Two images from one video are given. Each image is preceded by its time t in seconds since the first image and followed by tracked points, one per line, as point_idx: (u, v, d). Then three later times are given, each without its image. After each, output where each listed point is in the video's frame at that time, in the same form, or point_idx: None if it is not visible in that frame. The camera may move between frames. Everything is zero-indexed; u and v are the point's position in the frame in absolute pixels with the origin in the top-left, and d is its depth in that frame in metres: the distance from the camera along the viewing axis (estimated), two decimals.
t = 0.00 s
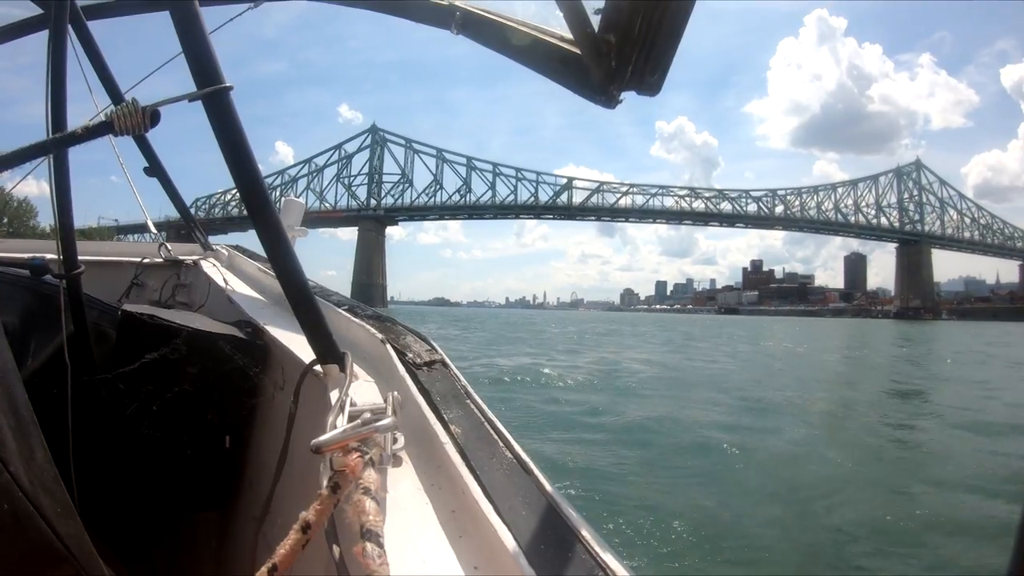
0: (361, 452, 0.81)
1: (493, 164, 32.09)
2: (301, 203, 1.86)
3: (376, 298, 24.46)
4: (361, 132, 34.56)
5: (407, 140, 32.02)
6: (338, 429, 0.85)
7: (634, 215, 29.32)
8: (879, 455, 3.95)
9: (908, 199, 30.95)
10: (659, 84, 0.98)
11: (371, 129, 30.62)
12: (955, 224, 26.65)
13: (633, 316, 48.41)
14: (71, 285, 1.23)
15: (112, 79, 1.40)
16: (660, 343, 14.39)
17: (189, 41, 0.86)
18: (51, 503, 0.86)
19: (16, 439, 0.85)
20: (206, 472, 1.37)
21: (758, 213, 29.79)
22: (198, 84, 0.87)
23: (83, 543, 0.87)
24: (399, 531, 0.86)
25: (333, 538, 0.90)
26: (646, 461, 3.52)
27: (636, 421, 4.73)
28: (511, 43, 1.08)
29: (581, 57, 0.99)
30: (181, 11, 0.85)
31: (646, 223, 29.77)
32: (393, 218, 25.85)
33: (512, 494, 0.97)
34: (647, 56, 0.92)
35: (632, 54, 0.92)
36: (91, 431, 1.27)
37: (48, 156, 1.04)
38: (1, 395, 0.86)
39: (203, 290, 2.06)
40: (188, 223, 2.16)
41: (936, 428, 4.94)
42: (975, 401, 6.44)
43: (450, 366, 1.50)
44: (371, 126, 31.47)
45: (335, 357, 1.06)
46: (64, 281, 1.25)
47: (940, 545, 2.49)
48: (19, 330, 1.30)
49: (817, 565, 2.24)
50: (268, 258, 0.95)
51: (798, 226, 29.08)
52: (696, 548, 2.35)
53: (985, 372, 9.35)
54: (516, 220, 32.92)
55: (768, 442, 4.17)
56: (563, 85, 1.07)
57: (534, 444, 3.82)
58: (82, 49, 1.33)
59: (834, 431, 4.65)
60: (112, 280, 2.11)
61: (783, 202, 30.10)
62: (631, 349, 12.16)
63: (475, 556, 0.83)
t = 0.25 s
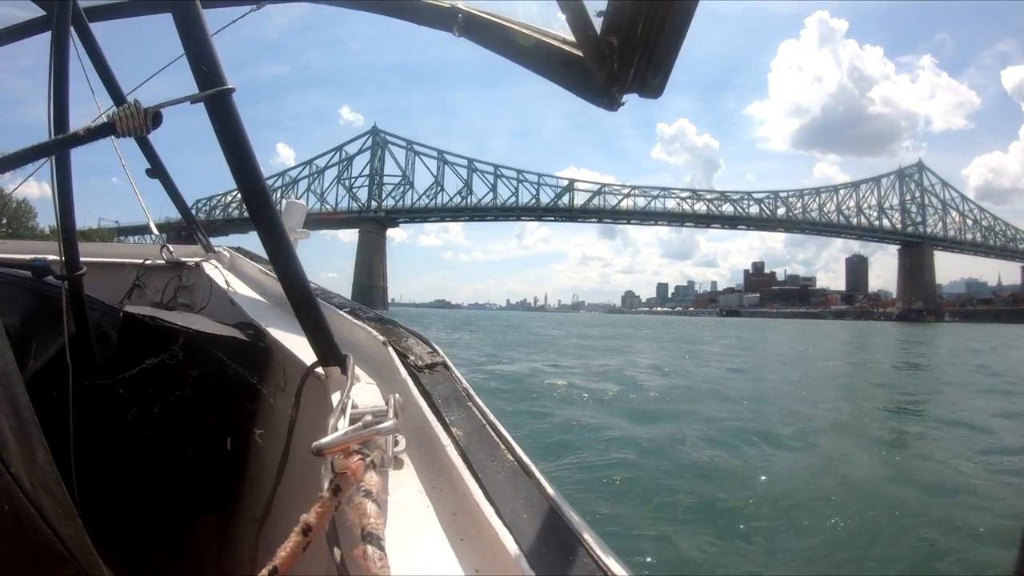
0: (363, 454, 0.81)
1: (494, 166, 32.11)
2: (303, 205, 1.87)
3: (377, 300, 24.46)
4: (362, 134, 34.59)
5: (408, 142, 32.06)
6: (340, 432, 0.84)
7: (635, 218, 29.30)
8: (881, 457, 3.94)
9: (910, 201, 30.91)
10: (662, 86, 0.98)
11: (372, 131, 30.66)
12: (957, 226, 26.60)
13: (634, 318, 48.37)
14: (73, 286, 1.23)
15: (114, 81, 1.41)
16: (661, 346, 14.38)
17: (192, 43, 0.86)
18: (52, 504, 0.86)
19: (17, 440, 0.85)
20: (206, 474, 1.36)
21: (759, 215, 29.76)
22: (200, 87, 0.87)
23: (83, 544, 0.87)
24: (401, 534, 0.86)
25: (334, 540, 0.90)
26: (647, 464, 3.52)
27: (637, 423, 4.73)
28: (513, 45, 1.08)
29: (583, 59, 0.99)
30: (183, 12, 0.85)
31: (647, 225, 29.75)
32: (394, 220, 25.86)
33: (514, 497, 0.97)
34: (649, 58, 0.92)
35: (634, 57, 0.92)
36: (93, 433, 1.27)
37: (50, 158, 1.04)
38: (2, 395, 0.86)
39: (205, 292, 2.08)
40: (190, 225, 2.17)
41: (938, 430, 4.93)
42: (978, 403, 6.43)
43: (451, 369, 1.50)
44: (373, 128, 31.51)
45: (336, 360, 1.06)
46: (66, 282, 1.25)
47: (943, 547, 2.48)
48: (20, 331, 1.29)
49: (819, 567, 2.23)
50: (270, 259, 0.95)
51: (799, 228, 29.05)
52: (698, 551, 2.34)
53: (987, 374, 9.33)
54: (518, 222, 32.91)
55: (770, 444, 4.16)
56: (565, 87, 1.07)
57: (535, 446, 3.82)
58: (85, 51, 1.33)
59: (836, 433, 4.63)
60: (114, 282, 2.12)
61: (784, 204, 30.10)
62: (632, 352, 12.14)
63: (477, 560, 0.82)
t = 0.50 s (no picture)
0: (364, 457, 0.81)
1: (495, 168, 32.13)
2: (305, 207, 1.87)
3: (377, 302, 24.45)
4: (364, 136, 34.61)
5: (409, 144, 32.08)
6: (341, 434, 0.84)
7: (637, 220, 29.29)
8: (881, 461, 3.93)
9: (912, 204, 30.89)
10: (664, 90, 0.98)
11: (373, 133, 30.68)
12: (959, 230, 26.57)
13: (635, 321, 48.32)
14: (74, 287, 1.23)
15: (117, 82, 1.41)
16: (662, 349, 14.36)
17: (194, 44, 0.86)
18: (53, 504, 0.86)
19: (18, 441, 0.85)
20: (206, 475, 1.37)
21: (761, 218, 29.74)
22: (203, 88, 0.87)
23: (83, 545, 0.87)
24: (401, 536, 0.86)
25: (335, 543, 0.90)
26: (647, 467, 3.51)
27: (638, 426, 4.72)
28: (515, 48, 1.08)
29: (585, 63, 0.99)
30: (186, 12, 0.85)
31: (648, 228, 29.73)
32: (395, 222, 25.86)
33: (515, 500, 0.96)
34: (651, 62, 0.91)
35: (636, 60, 0.92)
36: (94, 434, 1.27)
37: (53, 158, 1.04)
38: (3, 396, 0.86)
39: (206, 293, 2.07)
40: (192, 226, 2.17)
41: (940, 434, 4.92)
42: (980, 407, 6.41)
43: (453, 371, 1.50)
44: (374, 130, 31.55)
45: (337, 362, 1.06)
46: (67, 282, 1.25)
47: (945, 552, 2.47)
48: (21, 331, 1.29)
49: (818, 571, 2.23)
50: (272, 261, 0.95)
51: (801, 231, 29.04)
52: (699, 554, 2.34)
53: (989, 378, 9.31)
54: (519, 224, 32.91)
55: (771, 447, 4.16)
56: (567, 91, 1.07)
57: (535, 449, 3.81)
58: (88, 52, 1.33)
59: (837, 437, 4.63)
60: (115, 282, 2.11)
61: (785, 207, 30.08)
62: (633, 355, 12.13)
63: (477, 563, 0.82)
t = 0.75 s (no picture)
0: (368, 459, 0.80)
1: (498, 170, 32.15)
2: (308, 209, 1.87)
3: (380, 304, 24.44)
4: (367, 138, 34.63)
5: (412, 145, 32.10)
6: (345, 436, 0.84)
7: (639, 223, 29.26)
8: (884, 465, 3.92)
9: (915, 208, 30.82)
10: (668, 93, 0.98)
11: (376, 134, 30.72)
12: (962, 233, 26.49)
13: (638, 324, 48.26)
14: (78, 287, 1.23)
15: (121, 83, 1.41)
16: (664, 352, 14.33)
17: (199, 46, 0.87)
18: (56, 505, 0.86)
19: (21, 441, 0.85)
20: (209, 476, 1.37)
21: (763, 221, 29.70)
22: (208, 90, 0.88)
23: (87, 546, 0.87)
24: (404, 538, 0.86)
25: (338, 545, 0.89)
26: (650, 470, 3.50)
27: (641, 429, 4.71)
28: (518, 51, 1.08)
29: (588, 66, 0.99)
30: (190, 14, 0.85)
31: (651, 230, 29.70)
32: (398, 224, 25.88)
33: (518, 503, 0.96)
34: (655, 64, 0.91)
35: (640, 63, 0.92)
36: (98, 436, 1.27)
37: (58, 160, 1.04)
38: (7, 395, 0.86)
39: (209, 294, 2.07)
40: (196, 227, 2.17)
41: (943, 438, 4.90)
42: (984, 411, 6.38)
43: (456, 373, 1.50)
44: (377, 131, 31.54)
45: (340, 364, 1.06)
46: (71, 283, 1.25)
47: (949, 556, 2.46)
48: (25, 331, 1.29)
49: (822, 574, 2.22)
50: (276, 262, 0.95)
51: (804, 235, 28.99)
52: (702, 558, 2.33)
53: (994, 383, 9.26)
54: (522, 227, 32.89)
55: (773, 451, 4.14)
56: (571, 94, 1.07)
57: (537, 451, 3.80)
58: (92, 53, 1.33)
59: (840, 440, 4.62)
60: (118, 284, 2.11)
61: (788, 210, 30.04)
62: (635, 358, 12.10)
63: (480, 566, 0.82)
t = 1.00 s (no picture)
0: (369, 459, 0.80)
1: (500, 171, 32.17)
2: (311, 210, 1.87)
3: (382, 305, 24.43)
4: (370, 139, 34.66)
5: (414, 146, 32.11)
6: (346, 436, 0.84)
7: (642, 225, 29.23)
8: (887, 467, 3.91)
9: (918, 210, 30.74)
10: (669, 94, 0.98)
11: (379, 135, 30.76)
12: (966, 236, 26.41)
13: (640, 326, 48.23)
14: (80, 287, 1.23)
15: (124, 82, 1.41)
16: (666, 354, 14.31)
17: (201, 47, 0.87)
18: (57, 504, 0.86)
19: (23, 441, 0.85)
20: (210, 476, 1.36)
21: (766, 223, 29.64)
22: (210, 91, 0.88)
23: (88, 545, 0.87)
24: (404, 538, 0.85)
25: (339, 545, 0.89)
26: (652, 472, 3.50)
27: (642, 431, 4.70)
28: (521, 52, 1.08)
29: (590, 67, 0.99)
30: (193, 14, 0.85)
31: (653, 232, 29.66)
32: (400, 224, 25.88)
33: (519, 504, 0.96)
34: (657, 66, 0.91)
35: (642, 65, 0.92)
36: (100, 435, 1.28)
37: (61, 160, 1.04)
38: (9, 395, 0.86)
39: (212, 295, 2.08)
40: (198, 228, 2.17)
41: (946, 441, 4.88)
42: (988, 415, 6.35)
43: (457, 374, 1.50)
44: (379, 132, 31.56)
45: (342, 364, 1.06)
46: (73, 282, 1.25)
47: (952, 560, 2.45)
48: (28, 331, 1.30)
49: None
50: (278, 263, 0.95)
51: (806, 237, 28.93)
52: (704, 560, 2.32)
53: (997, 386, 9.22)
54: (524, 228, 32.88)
55: (775, 453, 4.14)
56: (573, 95, 1.07)
57: (538, 453, 3.80)
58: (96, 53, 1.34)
59: (842, 443, 4.60)
60: (121, 283, 2.11)
61: (791, 212, 29.99)
62: (637, 360, 12.08)
63: (481, 566, 0.82)
